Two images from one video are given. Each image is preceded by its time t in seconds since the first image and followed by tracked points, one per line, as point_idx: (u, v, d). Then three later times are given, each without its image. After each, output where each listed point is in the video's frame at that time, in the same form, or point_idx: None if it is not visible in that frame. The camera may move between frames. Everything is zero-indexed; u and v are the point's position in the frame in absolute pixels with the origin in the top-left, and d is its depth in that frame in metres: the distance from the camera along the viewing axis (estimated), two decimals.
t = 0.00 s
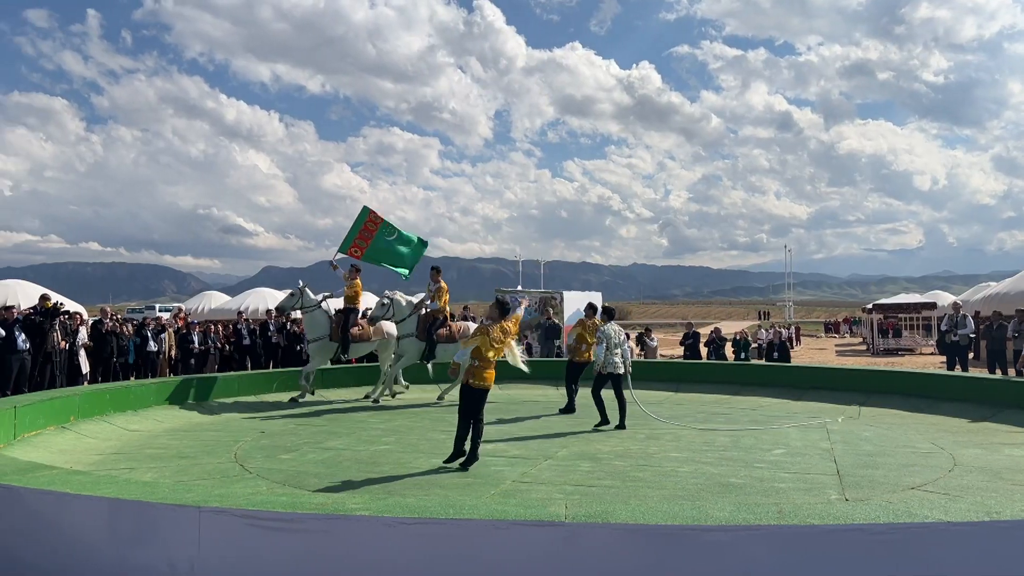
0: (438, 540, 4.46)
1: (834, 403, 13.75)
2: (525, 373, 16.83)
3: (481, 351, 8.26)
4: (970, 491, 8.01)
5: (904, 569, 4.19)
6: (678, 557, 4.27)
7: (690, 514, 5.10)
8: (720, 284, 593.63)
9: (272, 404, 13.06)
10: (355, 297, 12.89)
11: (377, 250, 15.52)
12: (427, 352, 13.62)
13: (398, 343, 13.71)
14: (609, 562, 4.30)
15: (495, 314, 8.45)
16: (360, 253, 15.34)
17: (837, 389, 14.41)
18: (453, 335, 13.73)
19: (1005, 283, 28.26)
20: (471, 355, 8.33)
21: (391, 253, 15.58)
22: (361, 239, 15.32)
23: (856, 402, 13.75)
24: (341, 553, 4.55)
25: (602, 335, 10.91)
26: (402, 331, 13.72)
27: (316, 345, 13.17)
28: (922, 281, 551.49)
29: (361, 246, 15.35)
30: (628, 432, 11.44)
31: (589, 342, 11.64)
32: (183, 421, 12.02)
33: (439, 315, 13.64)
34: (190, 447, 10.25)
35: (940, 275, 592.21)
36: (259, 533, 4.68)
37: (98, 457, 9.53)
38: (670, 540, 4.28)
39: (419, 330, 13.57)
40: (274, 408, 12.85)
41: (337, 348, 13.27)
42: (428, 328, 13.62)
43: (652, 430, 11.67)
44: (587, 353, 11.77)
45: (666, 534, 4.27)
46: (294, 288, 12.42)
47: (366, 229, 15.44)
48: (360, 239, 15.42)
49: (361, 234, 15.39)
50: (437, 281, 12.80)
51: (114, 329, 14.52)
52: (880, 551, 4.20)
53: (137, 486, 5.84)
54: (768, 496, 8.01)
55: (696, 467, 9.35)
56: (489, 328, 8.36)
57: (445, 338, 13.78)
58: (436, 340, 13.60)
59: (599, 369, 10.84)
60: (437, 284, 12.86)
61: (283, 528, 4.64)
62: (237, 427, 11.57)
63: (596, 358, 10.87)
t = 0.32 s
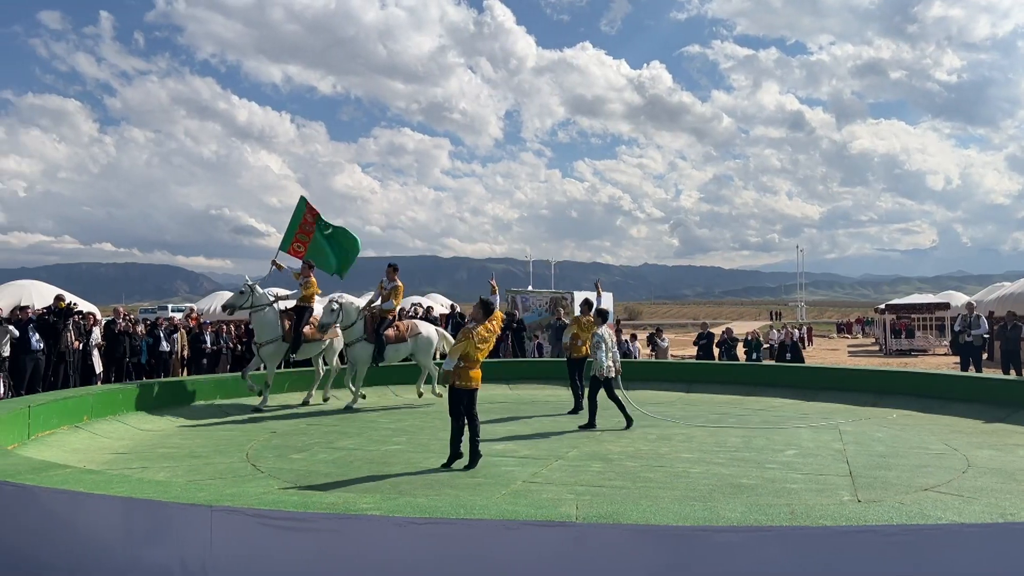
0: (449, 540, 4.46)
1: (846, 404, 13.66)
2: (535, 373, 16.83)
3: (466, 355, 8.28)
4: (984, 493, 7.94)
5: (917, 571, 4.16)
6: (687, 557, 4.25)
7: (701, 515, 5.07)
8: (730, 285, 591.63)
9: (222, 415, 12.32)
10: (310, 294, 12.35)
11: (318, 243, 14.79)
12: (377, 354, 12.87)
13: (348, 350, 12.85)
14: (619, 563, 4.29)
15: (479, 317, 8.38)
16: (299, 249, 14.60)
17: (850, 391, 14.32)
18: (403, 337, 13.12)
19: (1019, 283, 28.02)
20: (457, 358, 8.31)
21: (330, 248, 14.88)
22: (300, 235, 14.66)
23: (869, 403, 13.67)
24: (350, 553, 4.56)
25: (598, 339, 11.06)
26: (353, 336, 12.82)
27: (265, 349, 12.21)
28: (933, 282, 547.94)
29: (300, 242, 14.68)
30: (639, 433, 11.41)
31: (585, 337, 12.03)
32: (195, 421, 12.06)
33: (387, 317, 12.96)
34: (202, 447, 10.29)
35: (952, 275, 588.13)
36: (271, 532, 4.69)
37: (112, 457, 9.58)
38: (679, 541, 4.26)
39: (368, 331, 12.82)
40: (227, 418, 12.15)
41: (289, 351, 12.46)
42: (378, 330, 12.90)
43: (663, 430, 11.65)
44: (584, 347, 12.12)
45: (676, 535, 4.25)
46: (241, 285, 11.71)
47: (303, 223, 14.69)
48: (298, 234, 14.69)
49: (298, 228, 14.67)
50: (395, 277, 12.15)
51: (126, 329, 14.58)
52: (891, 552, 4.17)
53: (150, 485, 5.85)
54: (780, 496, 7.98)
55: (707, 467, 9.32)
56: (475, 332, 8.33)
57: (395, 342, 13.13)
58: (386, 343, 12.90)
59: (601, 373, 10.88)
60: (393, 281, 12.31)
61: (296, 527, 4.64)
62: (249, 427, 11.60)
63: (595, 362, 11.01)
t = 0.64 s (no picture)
0: (459, 541, 4.46)
1: (857, 405, 13.59)
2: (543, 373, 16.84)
3: (465, 355, 8.30)
4: (997, 495, 7.87)
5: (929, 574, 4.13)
6: (698, 558, 4.23)
7: (711, 516, 5.06)
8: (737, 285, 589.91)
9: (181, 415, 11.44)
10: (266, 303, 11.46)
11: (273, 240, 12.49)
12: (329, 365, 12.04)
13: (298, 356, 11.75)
14: (629, 564, 4.28)
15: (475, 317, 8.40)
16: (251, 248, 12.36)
17: (861, 391, 14.26)
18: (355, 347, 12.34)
19: None
20: (456, 359, 8.32)
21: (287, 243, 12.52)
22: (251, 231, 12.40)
23: (879, 404, 13.60)
24: (361, 552, 4.56)
25: (591, 340, 11.20)
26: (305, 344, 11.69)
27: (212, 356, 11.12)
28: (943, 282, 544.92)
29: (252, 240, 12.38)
30: (648, 433, 11.39)
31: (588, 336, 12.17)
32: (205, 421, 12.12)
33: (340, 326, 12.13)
34: (212, 446, 10.33)
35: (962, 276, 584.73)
36: (282, 532, 4.70)
37: (122, 457, 9.62)
38: (690, 543, 4.24)
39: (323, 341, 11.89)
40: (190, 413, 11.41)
41: (239, 361, 11.41)
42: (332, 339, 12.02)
43: (673, 431, 11.62)
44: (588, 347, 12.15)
45: (687, 537, 4.23)
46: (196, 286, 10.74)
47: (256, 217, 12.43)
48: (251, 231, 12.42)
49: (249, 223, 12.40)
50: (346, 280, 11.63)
51: (138, 330, 14.68)
52: (905, 554, 4.14)
53: (161, 485, 5.87)
54: (791, 498, 7.95)
55: (717, 469, 9.30)
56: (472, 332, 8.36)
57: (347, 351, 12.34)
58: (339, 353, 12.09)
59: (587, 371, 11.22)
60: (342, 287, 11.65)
61: (308, 527, 4.66)
62: (260, 426, 11.63)
63: (584, 360, 11.28)
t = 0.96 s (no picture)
0: (467, 540, 4.45)
1: (866, 406, 13.55)
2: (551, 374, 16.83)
3: (470, 357, 8.29)
4: (1008, 497, 7.83)
5: None
6: (707, 558, 4.22)
7: (721, 518, 5.05)
8: (743, 286, 588.61)
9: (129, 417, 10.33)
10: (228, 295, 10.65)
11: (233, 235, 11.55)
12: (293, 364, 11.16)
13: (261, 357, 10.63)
14: (637, 563, 4.27)
15: (478, 315, 8.31)
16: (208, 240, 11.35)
17: (870, 392, 14.21)
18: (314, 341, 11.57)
19: None
20: (461, 361, 8.31)
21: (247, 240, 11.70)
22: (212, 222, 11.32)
23: (889, 405, 13.55)
24: (369, 552, 4.57)
25: (579, 340, 11.33)
26: (272, 343, 10.66)
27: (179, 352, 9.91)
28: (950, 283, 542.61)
29: (212, 231, 11.34)
30: (656, 435, 11.37)
31: (598, 339, 12.08)
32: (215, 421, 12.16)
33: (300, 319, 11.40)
34: (220, 446, 10.37)
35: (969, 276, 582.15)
36: (290, 531, 4.71)
37: (131, 456, 9.67)
38: (700, 545, 4.22)
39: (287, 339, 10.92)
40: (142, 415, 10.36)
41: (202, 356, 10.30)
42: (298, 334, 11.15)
43: (681, 432, 11.61)
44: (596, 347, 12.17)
45: (697, 539, 4.22)
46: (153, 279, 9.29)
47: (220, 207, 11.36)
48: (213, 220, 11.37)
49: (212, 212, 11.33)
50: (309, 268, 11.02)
51: (146, 330, 14.76)
52: (917, 556, 4.12)
53: (170, 485, 5.88)
54: (800, 499, 7.92)
55: (726, 470, 9.28)
56: (474, 333, 8.28)
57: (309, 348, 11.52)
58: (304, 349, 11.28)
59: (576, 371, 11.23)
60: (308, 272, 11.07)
61: (316, 528, 4.66)
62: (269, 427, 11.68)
63: (572, 359, 11.29)
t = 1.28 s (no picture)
0: (471, 541, 4.45)
1: (871, 407, 13.52)
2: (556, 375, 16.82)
3: (475, 358, 8.30)
4: (1015, 500, 7.79)
5: None
6: (711, 559, 4.21)
7: (725, 519, 5.04)
8: (748, 286, 587.68)
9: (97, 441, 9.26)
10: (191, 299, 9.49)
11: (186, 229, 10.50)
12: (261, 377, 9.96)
13: (232, 370, 9.18)
14: (641, 562, 4.26)
15: (479, 316, 8.37)
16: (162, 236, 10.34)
17: (876, 393, 14.16)
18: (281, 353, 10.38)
19: None
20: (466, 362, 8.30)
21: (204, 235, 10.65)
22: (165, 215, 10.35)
23: (894, 406, 13.51)
24: (374, 553, 4.56)
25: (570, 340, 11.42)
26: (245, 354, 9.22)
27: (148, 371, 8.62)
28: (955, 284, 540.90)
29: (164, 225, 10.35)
30: (662, 436, 11.35)
31: (606, 340, 12.01)
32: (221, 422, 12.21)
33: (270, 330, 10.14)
34: (226, 446, 10.39)
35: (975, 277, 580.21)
36: (293, 532, 4.71)
37: (138, 456, 9.70)
38: (703, 546, 4.21)
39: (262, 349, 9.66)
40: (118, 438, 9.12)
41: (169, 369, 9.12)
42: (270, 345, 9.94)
43: (686, 433, 11.59)
44: (604, 349, 12.16)
45: (701, 540, 4.21)
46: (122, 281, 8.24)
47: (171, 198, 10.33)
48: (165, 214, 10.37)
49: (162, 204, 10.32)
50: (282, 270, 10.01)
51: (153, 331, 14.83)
52: (921, 557, 4.10)
53: (175, 486, 5.89)
54: (805, 501, 7.89)
55: (732, 471, 9.24)
56: (479, 332, 8.31)
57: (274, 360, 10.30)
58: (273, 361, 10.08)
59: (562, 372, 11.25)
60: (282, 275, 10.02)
61: (320, 529, 4.66)
62: (274, 427, 11.72)
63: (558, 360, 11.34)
